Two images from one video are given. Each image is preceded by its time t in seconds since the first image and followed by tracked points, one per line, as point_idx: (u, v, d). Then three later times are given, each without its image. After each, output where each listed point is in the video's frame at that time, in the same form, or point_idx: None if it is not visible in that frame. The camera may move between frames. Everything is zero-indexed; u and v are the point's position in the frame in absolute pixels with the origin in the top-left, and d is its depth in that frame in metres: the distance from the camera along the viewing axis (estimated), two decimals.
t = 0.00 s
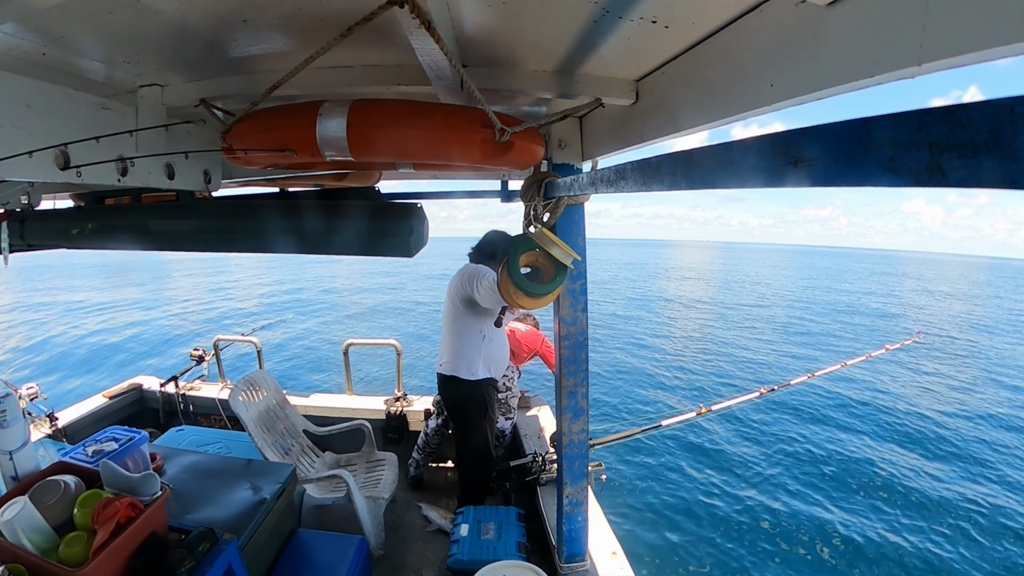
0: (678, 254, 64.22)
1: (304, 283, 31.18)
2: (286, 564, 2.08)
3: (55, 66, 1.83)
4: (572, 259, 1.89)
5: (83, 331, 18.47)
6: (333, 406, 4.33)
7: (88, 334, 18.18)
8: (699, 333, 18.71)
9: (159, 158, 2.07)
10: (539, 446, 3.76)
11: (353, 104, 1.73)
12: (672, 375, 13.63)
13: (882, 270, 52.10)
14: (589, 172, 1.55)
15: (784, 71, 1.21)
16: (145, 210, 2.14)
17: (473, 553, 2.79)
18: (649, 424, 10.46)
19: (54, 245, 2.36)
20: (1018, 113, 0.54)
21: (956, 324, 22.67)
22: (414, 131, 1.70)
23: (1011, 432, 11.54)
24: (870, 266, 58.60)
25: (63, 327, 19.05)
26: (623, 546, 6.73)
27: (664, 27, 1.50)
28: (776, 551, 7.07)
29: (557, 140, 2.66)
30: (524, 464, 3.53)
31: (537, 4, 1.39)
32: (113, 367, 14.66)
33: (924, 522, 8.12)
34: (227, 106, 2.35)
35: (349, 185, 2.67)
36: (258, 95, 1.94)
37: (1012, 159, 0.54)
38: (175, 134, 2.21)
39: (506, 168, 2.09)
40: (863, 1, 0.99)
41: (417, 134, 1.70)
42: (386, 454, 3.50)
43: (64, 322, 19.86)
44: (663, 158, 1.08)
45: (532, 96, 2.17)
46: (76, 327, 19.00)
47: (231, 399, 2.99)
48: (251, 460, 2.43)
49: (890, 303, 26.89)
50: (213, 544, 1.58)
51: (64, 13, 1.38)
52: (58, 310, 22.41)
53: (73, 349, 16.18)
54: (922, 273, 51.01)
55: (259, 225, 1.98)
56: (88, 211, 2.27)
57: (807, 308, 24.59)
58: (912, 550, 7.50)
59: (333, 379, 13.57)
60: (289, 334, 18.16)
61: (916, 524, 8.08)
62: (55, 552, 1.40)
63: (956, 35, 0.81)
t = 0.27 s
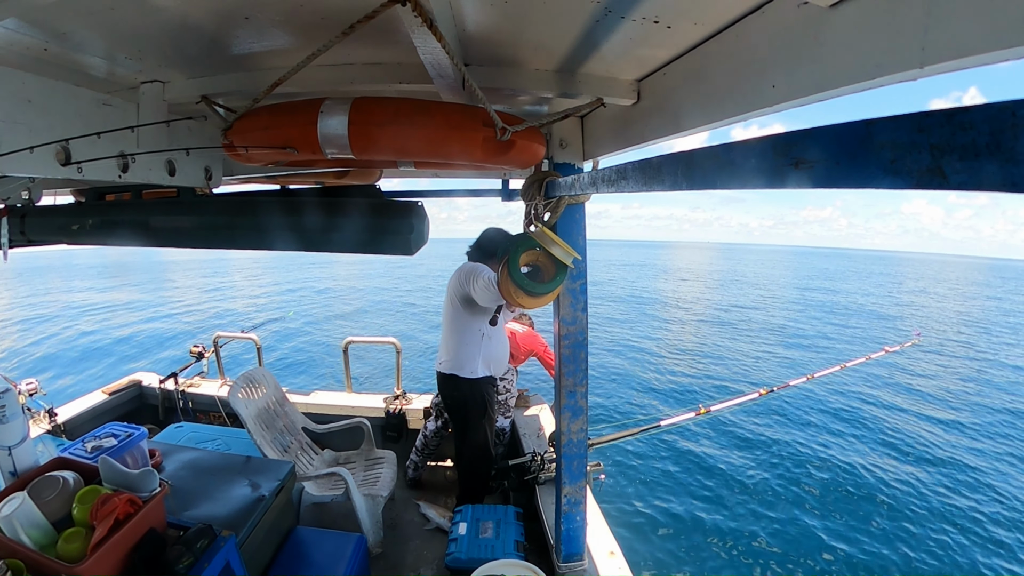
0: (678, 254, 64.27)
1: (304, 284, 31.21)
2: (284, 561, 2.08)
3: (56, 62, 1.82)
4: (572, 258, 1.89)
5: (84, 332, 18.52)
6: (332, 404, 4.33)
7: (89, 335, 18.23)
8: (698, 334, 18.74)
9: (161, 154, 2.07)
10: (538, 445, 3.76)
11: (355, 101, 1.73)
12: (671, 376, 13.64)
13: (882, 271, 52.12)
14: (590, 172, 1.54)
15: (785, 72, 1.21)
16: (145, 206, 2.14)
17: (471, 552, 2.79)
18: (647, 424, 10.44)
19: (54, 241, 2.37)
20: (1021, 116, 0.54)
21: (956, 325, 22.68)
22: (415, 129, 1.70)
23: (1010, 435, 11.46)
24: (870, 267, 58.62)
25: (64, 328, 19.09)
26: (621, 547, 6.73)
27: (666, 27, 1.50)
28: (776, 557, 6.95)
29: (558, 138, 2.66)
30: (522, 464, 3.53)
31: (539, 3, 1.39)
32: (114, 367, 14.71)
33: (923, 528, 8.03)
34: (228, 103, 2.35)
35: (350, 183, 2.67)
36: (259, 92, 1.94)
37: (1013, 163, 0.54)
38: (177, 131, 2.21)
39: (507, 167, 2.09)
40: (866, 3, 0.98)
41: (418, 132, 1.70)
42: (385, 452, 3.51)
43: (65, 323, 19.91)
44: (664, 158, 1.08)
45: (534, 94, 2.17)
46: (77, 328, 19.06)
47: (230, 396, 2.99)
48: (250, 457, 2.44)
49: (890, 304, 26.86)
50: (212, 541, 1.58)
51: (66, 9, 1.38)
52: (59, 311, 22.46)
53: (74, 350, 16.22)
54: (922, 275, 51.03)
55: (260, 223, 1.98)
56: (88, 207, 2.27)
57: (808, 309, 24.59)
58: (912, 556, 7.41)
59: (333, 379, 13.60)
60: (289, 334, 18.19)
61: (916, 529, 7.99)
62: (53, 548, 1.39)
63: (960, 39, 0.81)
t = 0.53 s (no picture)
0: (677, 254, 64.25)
1: (303, 283, 31.18)
2: (282, 559, 2.09)
3: (56, 58, 1.82)
4: (572, 258, 1.89)
5: (83, 331, 18.50)
6: (332, 402, 4.33)
7: (88, 333, 18.22)
8: (698, 334, 18.74)
9: (161, 152, 2.07)
10: (537, 445, 3.77)
11: (356, 99, 1.73)
12: (670, 376, 13.65)
13: (882, 271, 52.12)
14: (591, 172, 1.55)
15: (787, 73, 1.21)
16: (146, 204, 2.14)
17: (470, 550, 2.79)
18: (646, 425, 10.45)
19: (55, 237, 2.37)
20: (1021, 119, 0.55)
21: (956, 326, 22.68)
22: (417, 128, 1.70)
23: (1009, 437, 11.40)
24: (870, 267, 58.63)
25: (63, 327, 19.08)
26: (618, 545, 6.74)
27: (668, 27, 1.49)
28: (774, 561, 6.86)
29: (559, 138, 2.66)
30: (521, 463, 3.54)
31: (541, 3, 1.39)
32: (113, 365, 14.70)
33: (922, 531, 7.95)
34: (230, 100, 2.35)
35: (351, 181, 2.67)
36: (261, 89, 1.94)
37: (1014, 165, 0.54)
38: (177, 128, 2.21)
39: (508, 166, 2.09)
40: (868, 4, 0.98)
41: (420, 131, 1.70)
42: (384, 451, 3.51)
43: (64, 322, 19.89)
44: (666, 158, 1.08)
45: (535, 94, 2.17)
46: (77, 327, 19.04)
47: (230, 394, 2.99)
48: (249, 455, 2.44)
49: (891, 305, 26.83)
50: (210, 538, 1.58)
51: (68, 5, 1.38)
52: (58, 310, 22.44)
53: (73, 348, 16.21)
54: (922, 276, 51.04)
55: (260, 220, 1.98)
56: (89, 204, 2.27)
57: (807, 310, 24.60)
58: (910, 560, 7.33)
59: (332, 378, 13.59)
60: (289, 333, 18.18)
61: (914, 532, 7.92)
62: (52, 544, 1.40)
63: (962, 41, 0.81)
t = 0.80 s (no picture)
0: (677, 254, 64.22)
1: (303, 282, 31.16)
2: (281, 557, 2.09)
3: (57, 56, 1.82)
4: (573, 258, 1.88)
5: (82, 330, 18.49)
6: (331, 401, 4.33)
7: (88, 332, 18.21)
8: (697, 334, 18.73)
9: (161, 150, 2.07)
10: (537, 444, 3.77)
11: (357, 98, 1.73)
12: (670, 376, 13.64)
13: (882, 271, 52.10)
14: (591, 171, 1.54)
15: (788, 73, 1.21)
16: (146, 202, 2.14)
17: (469, 550, 2.79)
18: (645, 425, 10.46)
19: (55, 236, 2.36)
20: (1022, 120, 0.55)
21: (956, 326, 22.66)
22: (418, 127, 1.70)
23: (1009, 439, 11.33)
24: (870, 268, 58.61)
25: (62, 325, 19.06)
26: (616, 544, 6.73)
27: (670, 27, 1.50)
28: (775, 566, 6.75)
29: (559, 138, 2.66)
30: (521, 462, 3.54)
31: (543, 3, 1.39)
32: (112, 363, 14.69)
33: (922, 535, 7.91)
34: (230, 99, 2.35)
35: (352, 180, 2.67)
36: (262, 88, 1.94)
37: (1014, 167, 0.55)
38: (178, 126, 2.21)
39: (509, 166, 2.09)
40: (869, 4, 0.98)
41: (421, 130, 1.70)
42: (384, 450, 3.51)
43: (64, 320, 19.88)
44: (666, 159, 1.08)
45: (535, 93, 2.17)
46: (75, 326, 19.02)
47: (230, 393, 2.99)
48: (249, 453, 2.44)
49: (890, 306, 26.84)
50: (210, 536, 1.58)
51: (68, 3, 1.37)
52: (57, 309, 22.43)
53: (73, 347, 16.20)
54: (922, 276, 51.04)
55: (260, 219, 1.98)
56: (89, 202, 2.27)
57: (807, 310, 24.59)
58: (912, 565, 7.24)
59: (331, 377, 13.58)
60: (288, 332, 18.17)
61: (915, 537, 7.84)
62: (52, 542, 1.40)
63: (963, 42, 0.81)
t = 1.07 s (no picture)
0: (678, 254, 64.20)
1: (303, 281, 31.15)
2: (281, 558, 2.09)
3: (57, 56, 1.82)
4: (573, 258, 1.88)
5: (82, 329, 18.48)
6: (331, 401, 4.33)
7: (88, 331, 18.20)
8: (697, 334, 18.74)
9: (161, 150, 2.08)
10: (537, 445, 3.77)
11: (357, 99, 1.73)
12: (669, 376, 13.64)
13: (882, 271, 52.09)
14: (591, 172, 1.54)
15: (788, 73, 1.21)
16: (146, 202, 2.14)
17: (468, 550, 2.79)
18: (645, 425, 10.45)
19: (55, 236, 2.36)
20: (1023, 120, 0.55)
21: (956, 326, 22.65)
22: (419, 127, 1.70)
23: (1008, 438, 11.34)
24: (870, 268, 58.59)
25: (61, 325, 19.05)
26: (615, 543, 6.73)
27: (670, 28, 1.50)
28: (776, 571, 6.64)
29: (560, 138, 2.66)
30: (520, 463, 3.54)
31: (543, 3, 1.39)
32: (112, 362, 14.68)
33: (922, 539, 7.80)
34: (230, 99, 2.35)
35: (352, 180, 2.67)
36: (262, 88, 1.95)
37: (1015, 167, 0.55)
38: (178, 126, 2.21)
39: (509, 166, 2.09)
40: (870, 4, 0.98)
41: (421, 130, 1.70)
42: (383, 450, 3.51)
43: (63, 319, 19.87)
44: (666, 159, 1.08)
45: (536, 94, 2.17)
46: (75, 325, 19.01)
47: (230, 392, 2.99)
48: (249, 454, 2.44)
49: (890, 306, 26.83)
50: (209, 536, 1.58)
51: (70, 3, 1.37)
52: (57, 308, 22.41)
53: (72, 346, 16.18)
54: (922, 276, 51.03)
55: (260, 218, 1.98)
56: (89, 202, 2.27)
57: (807, 310, 24.59)
58: (912, 566, 7.21)
59: (331, 376, 13.57)
60: (288, 331, 18.15)
61: (918, 540, 7.76)
62: (51, 543, 1.40)
63: (964, 43, 0.81)
